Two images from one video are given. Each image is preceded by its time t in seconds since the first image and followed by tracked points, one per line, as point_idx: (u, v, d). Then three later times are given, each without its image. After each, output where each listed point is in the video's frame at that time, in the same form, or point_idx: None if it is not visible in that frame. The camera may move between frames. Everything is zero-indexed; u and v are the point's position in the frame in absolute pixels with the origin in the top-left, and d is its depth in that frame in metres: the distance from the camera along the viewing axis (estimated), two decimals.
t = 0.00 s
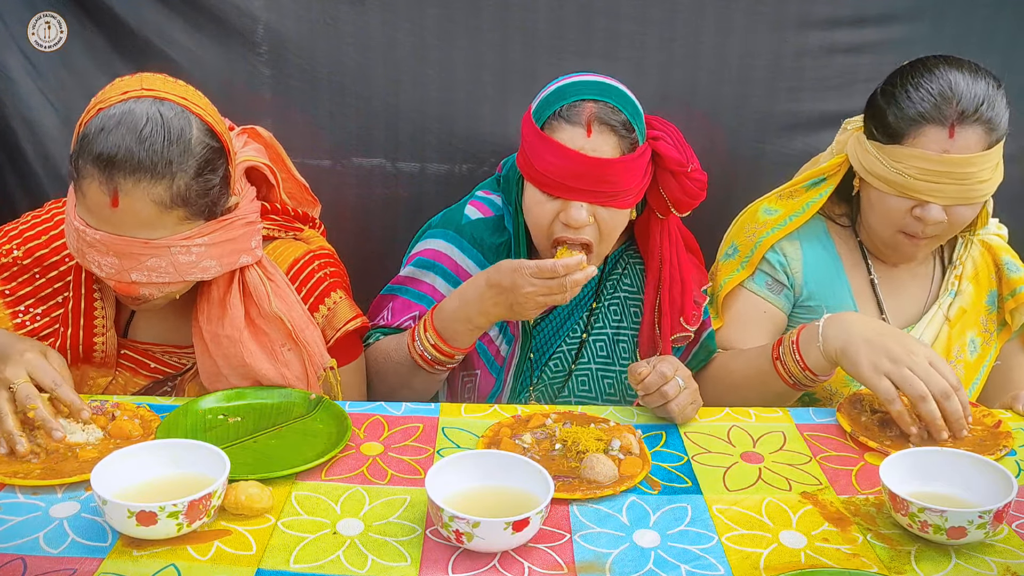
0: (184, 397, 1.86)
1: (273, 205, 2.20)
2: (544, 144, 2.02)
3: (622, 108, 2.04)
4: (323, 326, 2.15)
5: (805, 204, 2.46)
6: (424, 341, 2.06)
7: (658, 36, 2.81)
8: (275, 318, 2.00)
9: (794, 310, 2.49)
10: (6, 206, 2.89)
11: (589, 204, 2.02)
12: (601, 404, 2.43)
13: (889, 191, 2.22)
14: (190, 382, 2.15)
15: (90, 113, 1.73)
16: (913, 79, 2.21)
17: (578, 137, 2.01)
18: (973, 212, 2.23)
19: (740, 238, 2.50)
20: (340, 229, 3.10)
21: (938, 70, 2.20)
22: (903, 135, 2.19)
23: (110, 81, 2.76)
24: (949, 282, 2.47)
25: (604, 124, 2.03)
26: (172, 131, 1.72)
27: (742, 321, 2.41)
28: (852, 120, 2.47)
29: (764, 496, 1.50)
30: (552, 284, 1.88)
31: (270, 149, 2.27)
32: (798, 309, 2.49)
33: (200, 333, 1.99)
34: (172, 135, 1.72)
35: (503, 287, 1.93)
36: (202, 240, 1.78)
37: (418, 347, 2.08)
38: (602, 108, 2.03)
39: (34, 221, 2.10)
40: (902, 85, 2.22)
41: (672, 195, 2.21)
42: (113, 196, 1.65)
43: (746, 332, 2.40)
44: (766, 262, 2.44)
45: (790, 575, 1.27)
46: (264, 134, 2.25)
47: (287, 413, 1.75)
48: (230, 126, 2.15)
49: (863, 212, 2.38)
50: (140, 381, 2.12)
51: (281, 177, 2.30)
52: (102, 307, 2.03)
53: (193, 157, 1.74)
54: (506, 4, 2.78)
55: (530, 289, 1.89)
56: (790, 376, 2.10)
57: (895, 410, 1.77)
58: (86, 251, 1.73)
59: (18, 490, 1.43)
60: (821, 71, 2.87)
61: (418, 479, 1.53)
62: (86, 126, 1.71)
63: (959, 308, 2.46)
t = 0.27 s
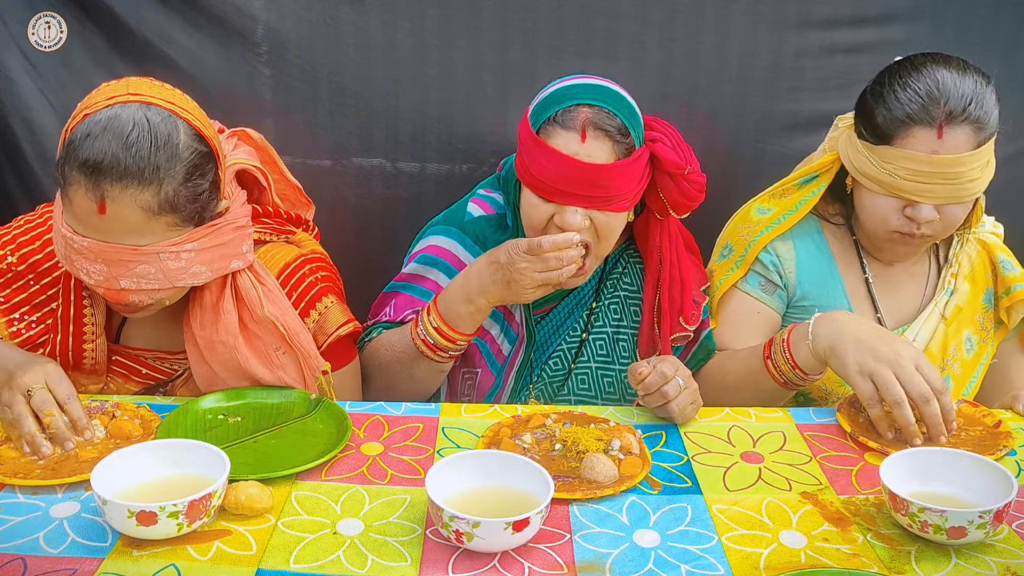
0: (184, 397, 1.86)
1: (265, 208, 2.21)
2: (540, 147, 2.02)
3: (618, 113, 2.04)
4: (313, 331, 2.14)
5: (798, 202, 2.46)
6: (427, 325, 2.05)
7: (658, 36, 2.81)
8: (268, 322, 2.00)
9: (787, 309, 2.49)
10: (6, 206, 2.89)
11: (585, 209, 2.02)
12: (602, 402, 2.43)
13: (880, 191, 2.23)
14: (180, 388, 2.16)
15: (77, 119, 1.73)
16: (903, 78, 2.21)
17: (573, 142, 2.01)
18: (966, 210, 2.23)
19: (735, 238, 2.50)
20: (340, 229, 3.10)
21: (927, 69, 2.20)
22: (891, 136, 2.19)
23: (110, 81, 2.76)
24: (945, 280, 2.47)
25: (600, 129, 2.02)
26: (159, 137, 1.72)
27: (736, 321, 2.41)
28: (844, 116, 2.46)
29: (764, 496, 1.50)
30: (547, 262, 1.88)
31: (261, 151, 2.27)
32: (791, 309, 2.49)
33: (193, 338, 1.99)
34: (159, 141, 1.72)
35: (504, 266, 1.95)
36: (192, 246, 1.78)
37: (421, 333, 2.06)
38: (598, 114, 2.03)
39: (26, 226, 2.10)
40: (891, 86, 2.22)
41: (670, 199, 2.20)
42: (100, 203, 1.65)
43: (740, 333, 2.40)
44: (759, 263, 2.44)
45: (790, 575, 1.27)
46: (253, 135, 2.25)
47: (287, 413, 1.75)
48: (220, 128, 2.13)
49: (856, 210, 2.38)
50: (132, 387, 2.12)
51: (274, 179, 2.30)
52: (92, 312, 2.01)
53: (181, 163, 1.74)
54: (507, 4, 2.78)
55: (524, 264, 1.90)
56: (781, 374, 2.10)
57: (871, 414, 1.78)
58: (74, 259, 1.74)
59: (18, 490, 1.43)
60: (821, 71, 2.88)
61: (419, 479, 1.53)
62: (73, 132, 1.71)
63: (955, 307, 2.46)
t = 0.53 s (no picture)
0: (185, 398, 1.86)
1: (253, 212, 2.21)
2: (543, 137, 2.02)
3: (621, 104, 2.04)
4: (299, 335, 2.14)
5: (794, 207, 2.46)
6: (447, 360, 2.08)
7: (658, 36, 2.81)
8: (258, 328, 1.99)
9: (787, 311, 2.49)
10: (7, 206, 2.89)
11: (588, 199, 2.02)
12: (602, 401, 2.43)
13: (876, 201, 2.23)
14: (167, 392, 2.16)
15: (66, 126, 1.73)
16: (900, 84, 2.20)
17: (577, 131, 2.01)
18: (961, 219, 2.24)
19: (730, 240, 2.51)
20: (339, 229, 3.10)
21: (923, 75, 2.19)
22: (889, 145, 2.18)
23: (110, 81, 2.76)
24: (942, 280, 2.47)
25: (603, 118, 2.03)
26: (151, 145, 1.72)
27: (737, 324, 2.42)
28: (839, 120, 2.47)
29: (764, 496, 1.50)
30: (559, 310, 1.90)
31: (251, 155, 2.28)
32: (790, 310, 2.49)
33: (184, 346, 2.00)
34: (151, 150, 1.72)
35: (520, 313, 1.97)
36: (183, 254, 1.79)
37: (439, 364, 2.09)
38: (601, 104, 2.03)
39: (12, 227, 2.08)
40: (888, 92, 2.21)
41: (671, 194, 2.20)
42: (92, 212, 1.65)
43: (741, 335, 2.40)
44: (757, 265, 2.43)
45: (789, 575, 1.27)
46: (242, 139, 2.25)
47: (287, 413, 1.75)
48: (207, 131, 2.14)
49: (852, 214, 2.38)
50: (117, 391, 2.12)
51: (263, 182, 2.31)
52: (80, 320, 2.01)
53: (172, 171, 1.75)
54: (507, 3, 2.78)
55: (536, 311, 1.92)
56: (789, 371, 2.08)
57: (885, 403, 1.80)
58: (63, 268, 1.73)
59: (18, 490, 1.43)
60: (821, 71, 2.87)
61: (418, 479, 1.53)
62: (61, 140, 1.70)
63: (953, 307, 2.46)
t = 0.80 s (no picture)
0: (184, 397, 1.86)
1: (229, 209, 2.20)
2: (551, 127, 2.03)
3: (626, 95, 2.06)
4: (278, 329, 2.16)
5: (794, 214, 2.45)
6: (434, 373, 1.93)
7: (659, 36, 2.81)
8: (242, 327, 2.01)
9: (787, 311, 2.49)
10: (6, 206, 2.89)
11: (595, 186, 2.02)
12: (601, 396, 2.43)
13: (884, 207, 2.23)
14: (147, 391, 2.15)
15: (48, 140, 1.72)
16: (905, 91, 2.20)
17: (584, 120, 2.02)
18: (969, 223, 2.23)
19: (729, 241, 2.51)
20: (339, 229, 3.10)
21: (931, 80, 2.20)
22: (898, 151, 2.18)
23: (110, 81, 2.76)
24: (944, 280, 2.48)
25: (610, 108, 2.04)
26: (138, 156, 1.72)
27: (736, 323, 2.41)
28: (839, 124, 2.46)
29: (764, 496, 1.50)
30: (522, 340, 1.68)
31: (222, 150, 2.23)
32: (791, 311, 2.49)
33: (167, 346, 1.98)
34: (138, 160, 1.72)
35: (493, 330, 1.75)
36: (174, 260, 1.79)
37: (427, 376, 1.95)
38: (607, 94, 2.04)
39: None
40: (894, 99, 2.21)
41: (672, 186, 2.20)
42: (84, 226, 1.65)
43: (739, 334, 2.40)
44: (756, 265, 2.44)
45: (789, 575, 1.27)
46: (214, 135, 2.20)
47: (287, 413, 1.75)
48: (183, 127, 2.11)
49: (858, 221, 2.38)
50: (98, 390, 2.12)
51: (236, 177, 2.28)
52: (64, 328, 2.00)
53: (161, 179, 1.75)
54: (507, 3, 2.78)
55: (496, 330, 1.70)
56: (789, 375, 2.09)
57: (888, 408, 1.81)
58: (54, 282, 1.72)
59: (18, 490, 1.43)
60: (822, 71, 2.88)
61: (419, 479, 1.53)
62: (45, 154, 1.69)
63: (954, 307, 2.46)
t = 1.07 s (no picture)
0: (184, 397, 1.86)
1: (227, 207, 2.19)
2: (554, 121, 2.03)
3: (626, 89, 2.08)
4: (273, 329, 2.17)
5: (796, 207, 2.45)
6: (428, 379, 1.92)
7: (658, 36, 2.81)
8: (243, 328, 2.01)
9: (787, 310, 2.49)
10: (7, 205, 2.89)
11: (597, 178, 2.02)
12: (600, 393, 2.43)
13: (885, 195, 2.23)
14: (137, 388, 2.16)
15: (62, 140, 1.70)
16: (908, 82, 2.21)
17: (587, 113, 2.02)
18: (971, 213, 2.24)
19: (730, 238, 2.50)
20: (339, 229, 3.10)
21: (933, 71, 2.21)
22: (898, 138, 2.18)
23: (111, 81, 2.76)
24: (947, 283, 2.47)
25: (612, 101, 2.04)
26: (155, 156, 1.72)
27: (735, 319, 2.41)
28: (845, 123, 2.45)
29: (763, 496, 1.50)
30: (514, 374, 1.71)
31: (222, 150, 2.22)
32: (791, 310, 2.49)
33: (167, 344, 2.00)
34: (156, 160, 1.72)
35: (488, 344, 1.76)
36: (187, 260, 1.80)
37: (422, 382, 1.94)
38: (609, 88, 2.05)
39: None
40: (896, 90, 2.22)
41: (672, 180, 2.20)
42: (101, 226, 1.64)
43: (740, 331, 2.40)
44: (759, 263, 2.43)
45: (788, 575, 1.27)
46: (214, 135, 2.19)
47: (287, 412, 1.75)
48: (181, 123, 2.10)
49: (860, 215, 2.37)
50: (87, 386, 2.12)
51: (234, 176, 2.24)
52: (62, 326, 1.99)
53: (176, 179, 1.75)
54: (507, 2, 2.78)
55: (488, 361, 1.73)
56: (795, 366, 2.08)
57: (879, 404, 1.80)
58: (65, 281, 1.71)
59: (18, 489, 1.43)
60: (821, 71, 2.88)
61: (418, 479, 1.53)
62: (61, 154, 1.67)
63: (956, 310, 2.46)
